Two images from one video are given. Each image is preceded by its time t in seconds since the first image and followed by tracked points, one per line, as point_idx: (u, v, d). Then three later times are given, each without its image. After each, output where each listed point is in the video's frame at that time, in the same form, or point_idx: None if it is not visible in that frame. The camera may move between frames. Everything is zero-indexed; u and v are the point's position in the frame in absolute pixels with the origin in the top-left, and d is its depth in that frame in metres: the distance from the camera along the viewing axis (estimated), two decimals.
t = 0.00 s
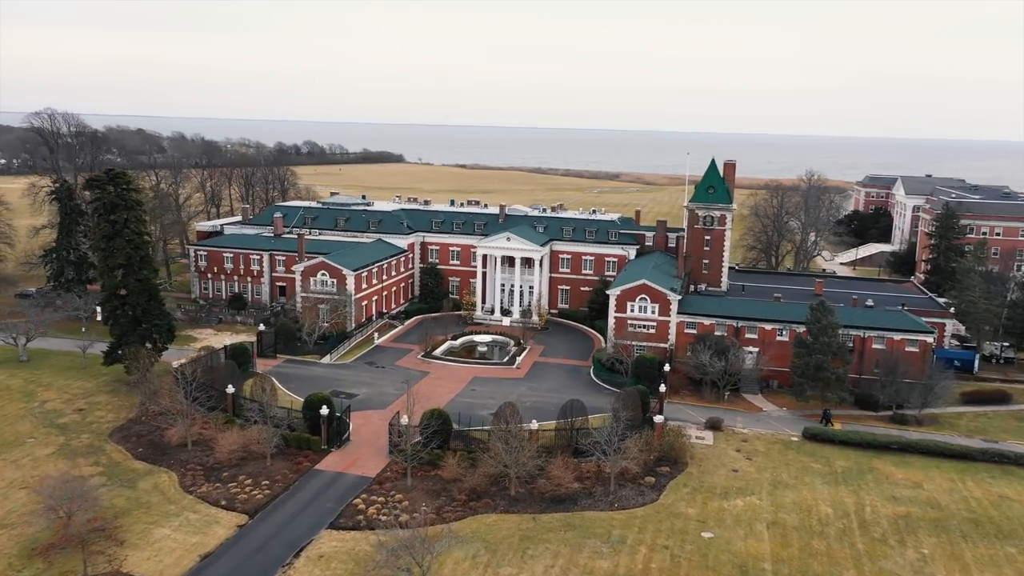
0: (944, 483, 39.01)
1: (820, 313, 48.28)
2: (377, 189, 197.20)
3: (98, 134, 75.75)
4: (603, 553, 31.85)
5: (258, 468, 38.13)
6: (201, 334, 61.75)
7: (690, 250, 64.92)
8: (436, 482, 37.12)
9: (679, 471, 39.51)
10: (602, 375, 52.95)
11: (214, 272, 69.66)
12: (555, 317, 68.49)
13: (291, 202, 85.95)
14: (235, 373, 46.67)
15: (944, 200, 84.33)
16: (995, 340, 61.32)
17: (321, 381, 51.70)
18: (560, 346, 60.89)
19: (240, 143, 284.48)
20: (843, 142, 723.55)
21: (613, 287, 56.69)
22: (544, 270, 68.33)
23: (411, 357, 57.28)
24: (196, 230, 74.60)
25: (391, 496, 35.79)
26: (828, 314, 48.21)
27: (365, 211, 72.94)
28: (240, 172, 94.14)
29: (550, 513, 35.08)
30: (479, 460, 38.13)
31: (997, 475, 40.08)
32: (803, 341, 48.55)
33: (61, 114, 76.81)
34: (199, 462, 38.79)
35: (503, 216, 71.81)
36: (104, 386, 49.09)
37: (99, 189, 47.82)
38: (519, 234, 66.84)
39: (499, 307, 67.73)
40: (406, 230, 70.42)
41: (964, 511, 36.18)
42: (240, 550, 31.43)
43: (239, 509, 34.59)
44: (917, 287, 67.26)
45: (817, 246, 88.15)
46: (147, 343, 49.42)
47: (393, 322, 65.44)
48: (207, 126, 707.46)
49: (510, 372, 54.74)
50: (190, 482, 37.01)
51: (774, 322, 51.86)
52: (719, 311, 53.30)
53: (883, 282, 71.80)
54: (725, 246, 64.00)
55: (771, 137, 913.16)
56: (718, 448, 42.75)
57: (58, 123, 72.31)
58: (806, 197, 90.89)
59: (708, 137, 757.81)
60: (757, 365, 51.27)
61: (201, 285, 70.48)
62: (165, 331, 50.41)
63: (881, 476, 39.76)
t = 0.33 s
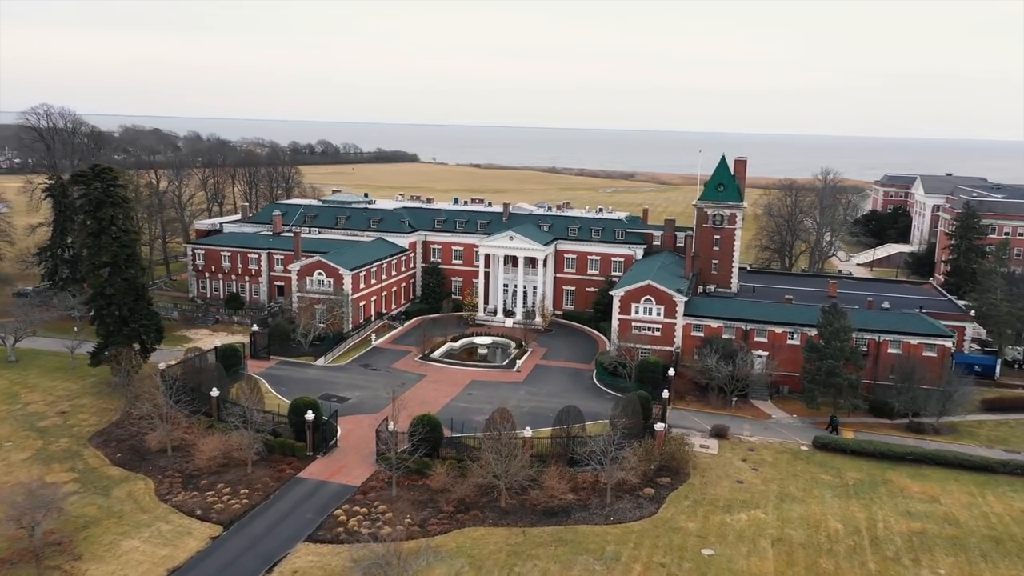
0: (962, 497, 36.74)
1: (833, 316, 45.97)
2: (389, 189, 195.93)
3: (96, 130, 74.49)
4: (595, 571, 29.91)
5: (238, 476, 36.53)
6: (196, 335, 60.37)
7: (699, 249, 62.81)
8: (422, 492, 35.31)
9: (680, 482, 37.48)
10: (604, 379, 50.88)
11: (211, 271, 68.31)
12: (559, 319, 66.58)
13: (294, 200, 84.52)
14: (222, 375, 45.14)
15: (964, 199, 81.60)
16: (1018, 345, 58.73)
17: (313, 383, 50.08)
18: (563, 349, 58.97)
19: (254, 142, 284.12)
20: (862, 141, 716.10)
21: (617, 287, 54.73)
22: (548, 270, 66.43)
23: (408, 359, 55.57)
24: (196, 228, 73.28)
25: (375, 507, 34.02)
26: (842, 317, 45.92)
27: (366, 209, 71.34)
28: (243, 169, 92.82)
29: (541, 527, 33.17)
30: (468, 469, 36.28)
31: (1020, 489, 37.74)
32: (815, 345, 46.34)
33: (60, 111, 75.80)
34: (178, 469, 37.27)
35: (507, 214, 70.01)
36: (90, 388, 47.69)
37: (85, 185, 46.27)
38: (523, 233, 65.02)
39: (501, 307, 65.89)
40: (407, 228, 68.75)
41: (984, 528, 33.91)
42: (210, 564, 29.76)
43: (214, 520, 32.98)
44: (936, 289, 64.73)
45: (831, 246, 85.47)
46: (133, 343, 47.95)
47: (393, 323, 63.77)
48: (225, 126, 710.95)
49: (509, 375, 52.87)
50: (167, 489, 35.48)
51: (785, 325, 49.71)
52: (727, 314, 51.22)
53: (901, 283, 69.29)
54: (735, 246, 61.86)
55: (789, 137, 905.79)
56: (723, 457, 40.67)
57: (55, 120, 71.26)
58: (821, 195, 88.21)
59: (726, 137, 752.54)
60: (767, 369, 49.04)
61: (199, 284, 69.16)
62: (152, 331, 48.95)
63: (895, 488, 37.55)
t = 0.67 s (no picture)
0: (980, 513, 34.48)
1: (845, 319, 43.75)
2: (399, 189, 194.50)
3: (91, 127, 73.19)
4: None
5: (214, 485, 34.88)
6: (189, 336, 58.94)
7: (706, 249, 60.70)
8: (405, 503, 33.49)
9: (679, 494, 35.45)
10: (605, 384, 48.87)
11: (207, 270, 66.90)
12: (562, 320, 64.66)
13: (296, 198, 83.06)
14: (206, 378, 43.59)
15: (985, 198, 78.97)
16: None
17: (304, 387, 48.39)
18: (565, 351, 57.01)
19: (268, 142, 283.95)
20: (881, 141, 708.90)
21: (620, 288, 52.70)
22: (551, 270, 64.51)
23: (404, 361, 53.85)
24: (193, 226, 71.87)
25: (354, 519, 32.24)
26: (853, 320, 43.69)
27: (366, 207, 69.69)
28: (245, 167, 91.48)
29: (528, 541, 31.25)
30: (455, 479, 34.41)
31: None
32: (825, 350, 44.12)
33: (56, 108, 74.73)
34: (152, 476, 35.69)
35: (509, 212, 68.19)
36: (72, 390, 46.25)
37: (67, 181, 44.85)
38: (525, 232, 63.13)
39: (503, 309, 64.03)
40: (407, 227, 67.10)
41: (1003, 547, 31.67)
42: None
43: (184, 531, 31.35)
44: (954, 291, 62.22)
45: (846, 247, 82.89)
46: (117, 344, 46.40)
47: (391, 324, 62.06)
48: (241, 126, 713.18)
49: (507, 379, 50.98)
50: (139, 498, 33.90)
51: (795, 329, 47.51)
52: (734, 316, 49.11)
53: (918, 284, 66.80)
54: (744, 245, 59.72)
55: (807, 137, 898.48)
56: (725, 467, 38.57)
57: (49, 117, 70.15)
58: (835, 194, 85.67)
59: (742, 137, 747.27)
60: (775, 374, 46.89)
61: (195, 283, 67.77)
62: (138, 332, 47.45)
63: (908, 503, 35.33)
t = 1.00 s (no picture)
0: (1000, 531, 32.26)
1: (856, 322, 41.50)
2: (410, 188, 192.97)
3: (86, 122, 71.83)
4: None
5: (187, 494, 33.26)
6: (181, 337, 57.52)
7: (714, 249, 58.56)
8: (386, 516, 31.69)
9: (676, 507, 33.43)
10: (606, 390, 46.87)
11: (202, 269, 65.47)
12: (565, 322, 62.75)
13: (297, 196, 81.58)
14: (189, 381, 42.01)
15: (1006, 197, 76.31)
16: None
17: (292, 390, 46.75)
18: (566, 354, 55.09)
19: (281, 142, 283.59)
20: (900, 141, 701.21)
21: (622, 289, 50.70)
22: (554, 270, 62.59)
23: (398, 364, 52.11)
24: (190, 224, 70.48)
25: (330, 533, 30.47)
26: (865, 324, 41.45)
27: (365, 205, 68.03)
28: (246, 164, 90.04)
29: (513, 558, 29.36)
30: (438, 490, 32.55)
31: None
32: (835, 354, 41.91)
33: (52, 104, 73.54)
34: (124, 484, 34.13)
35: (512, 211, 66.32)
36: (53, 392, 44.80)
37: (46, 177, 43.43)
38: (526, 231, 61.25)
39: (504, 310, 62.22)
40: (406, 226, 65.30)
41: None
42: None
43: (149, 544, 29.68)
44: (973, 293, 59.72)
45: (861, 247, 80.31)
46: (99, 346, 44.91)
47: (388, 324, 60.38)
48: (257, 125, 715.40)
49: (504, 382, 49.13)
50: (107, 507, 32.33)
51: (804, 332, 45.33)
52: (740, 319, 46.97)
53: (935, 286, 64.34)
54: (753, 245, 57.52)
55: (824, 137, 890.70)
56: (727, 478, 36.51)
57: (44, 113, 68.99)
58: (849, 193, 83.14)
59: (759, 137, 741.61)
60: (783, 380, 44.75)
61: (190, 282, 66.38)
62: (122, 333, 45.98)
63: (922, 518, 33.16)
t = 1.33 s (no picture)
0: (1020, 552, 29.98)
1: (868, 326, 39.21)
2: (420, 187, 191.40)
3: (81, 120, 70.69)
4: None
5: (156, 505, 31.67)
6: (172, 338, 56.07)
7: (721, 249, 56.41)
8: (363, 531, 29.86)
9: (673, 523, 31.39)
10: (605, 395, 44.90)
11: (197, 268, 64.01)
12: (567, 324, 60.79)
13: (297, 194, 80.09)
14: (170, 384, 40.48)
15: None
16: None
17: (279, 394, 45.10)
18: (566, 357, 53.10)
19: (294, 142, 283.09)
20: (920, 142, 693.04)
21: (623, 290, 48.68)
22: (556, 270, 60.62)
23: (392, 367, 50.32)
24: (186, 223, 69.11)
25: (302, 549, 28.69)
26: (878, 327, 39.12)
27: (364, 203, 66.36)
28: (248, 161, 88.65)
29: None
30: (419, 504, 30.69)
31: None
32: (845, 360, 39.69)
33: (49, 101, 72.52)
34: (93, 493, 32.58)
35: (513, 209, 64.45)
36: (33, 395, 43.40)
37: (24, 173, 42.11)
38: (526, 230, 59.35)
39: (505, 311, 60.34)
40: (405, 224, 63.68)
41: None
42: None
43: (110, 559, 28.03)
44: (994, 296, 57.17)
45: (877, 247, 77.73)
46: (79, 347, 43.50)
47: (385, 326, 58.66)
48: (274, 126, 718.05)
49: (500, 387, 47.25)
50: (72, 518, 30.80)
51: (813, 336, 43.18)
52: (747, 322, 44.84)
53: (955, 288, 61.77)
54: (762, 245, 55.32)
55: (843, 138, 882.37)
56: (729, 492, 34.43)
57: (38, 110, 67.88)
58: (865, 191, 80.59)
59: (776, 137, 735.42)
60: (791, 386, 42.56)
61: (185, 282, 64.97)
62: (104, 334, 44.52)
63: (936, 538, 30.92)
